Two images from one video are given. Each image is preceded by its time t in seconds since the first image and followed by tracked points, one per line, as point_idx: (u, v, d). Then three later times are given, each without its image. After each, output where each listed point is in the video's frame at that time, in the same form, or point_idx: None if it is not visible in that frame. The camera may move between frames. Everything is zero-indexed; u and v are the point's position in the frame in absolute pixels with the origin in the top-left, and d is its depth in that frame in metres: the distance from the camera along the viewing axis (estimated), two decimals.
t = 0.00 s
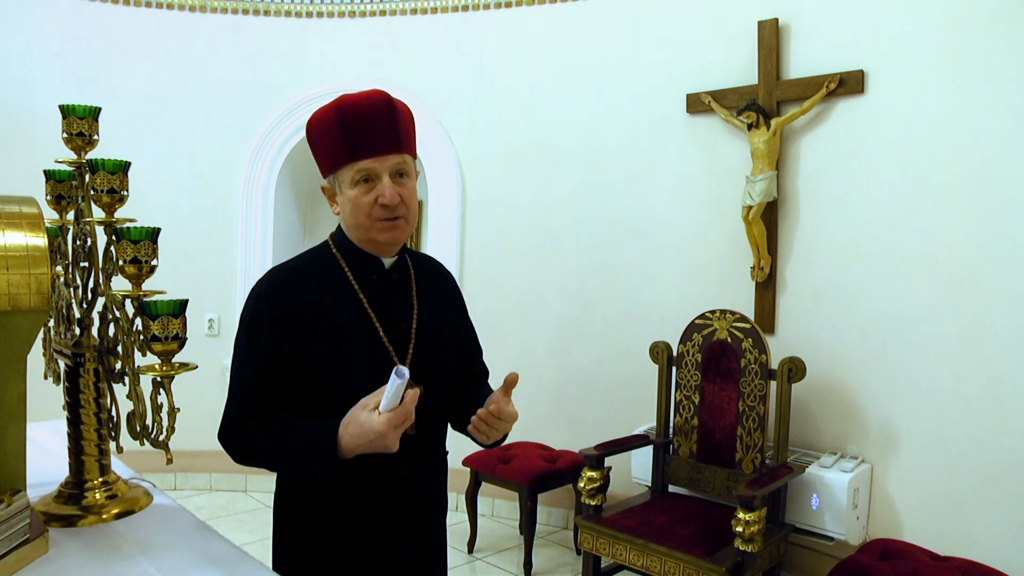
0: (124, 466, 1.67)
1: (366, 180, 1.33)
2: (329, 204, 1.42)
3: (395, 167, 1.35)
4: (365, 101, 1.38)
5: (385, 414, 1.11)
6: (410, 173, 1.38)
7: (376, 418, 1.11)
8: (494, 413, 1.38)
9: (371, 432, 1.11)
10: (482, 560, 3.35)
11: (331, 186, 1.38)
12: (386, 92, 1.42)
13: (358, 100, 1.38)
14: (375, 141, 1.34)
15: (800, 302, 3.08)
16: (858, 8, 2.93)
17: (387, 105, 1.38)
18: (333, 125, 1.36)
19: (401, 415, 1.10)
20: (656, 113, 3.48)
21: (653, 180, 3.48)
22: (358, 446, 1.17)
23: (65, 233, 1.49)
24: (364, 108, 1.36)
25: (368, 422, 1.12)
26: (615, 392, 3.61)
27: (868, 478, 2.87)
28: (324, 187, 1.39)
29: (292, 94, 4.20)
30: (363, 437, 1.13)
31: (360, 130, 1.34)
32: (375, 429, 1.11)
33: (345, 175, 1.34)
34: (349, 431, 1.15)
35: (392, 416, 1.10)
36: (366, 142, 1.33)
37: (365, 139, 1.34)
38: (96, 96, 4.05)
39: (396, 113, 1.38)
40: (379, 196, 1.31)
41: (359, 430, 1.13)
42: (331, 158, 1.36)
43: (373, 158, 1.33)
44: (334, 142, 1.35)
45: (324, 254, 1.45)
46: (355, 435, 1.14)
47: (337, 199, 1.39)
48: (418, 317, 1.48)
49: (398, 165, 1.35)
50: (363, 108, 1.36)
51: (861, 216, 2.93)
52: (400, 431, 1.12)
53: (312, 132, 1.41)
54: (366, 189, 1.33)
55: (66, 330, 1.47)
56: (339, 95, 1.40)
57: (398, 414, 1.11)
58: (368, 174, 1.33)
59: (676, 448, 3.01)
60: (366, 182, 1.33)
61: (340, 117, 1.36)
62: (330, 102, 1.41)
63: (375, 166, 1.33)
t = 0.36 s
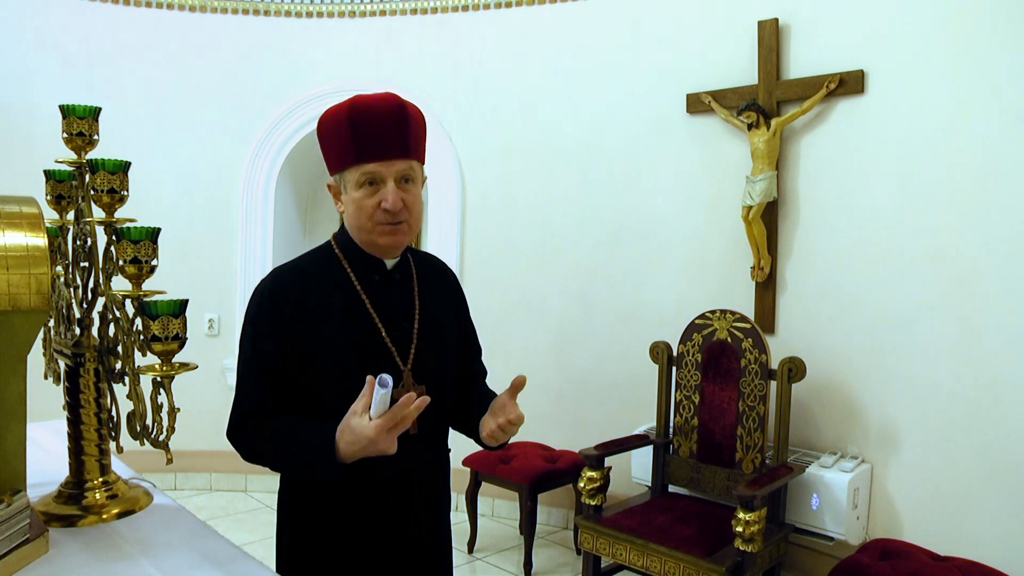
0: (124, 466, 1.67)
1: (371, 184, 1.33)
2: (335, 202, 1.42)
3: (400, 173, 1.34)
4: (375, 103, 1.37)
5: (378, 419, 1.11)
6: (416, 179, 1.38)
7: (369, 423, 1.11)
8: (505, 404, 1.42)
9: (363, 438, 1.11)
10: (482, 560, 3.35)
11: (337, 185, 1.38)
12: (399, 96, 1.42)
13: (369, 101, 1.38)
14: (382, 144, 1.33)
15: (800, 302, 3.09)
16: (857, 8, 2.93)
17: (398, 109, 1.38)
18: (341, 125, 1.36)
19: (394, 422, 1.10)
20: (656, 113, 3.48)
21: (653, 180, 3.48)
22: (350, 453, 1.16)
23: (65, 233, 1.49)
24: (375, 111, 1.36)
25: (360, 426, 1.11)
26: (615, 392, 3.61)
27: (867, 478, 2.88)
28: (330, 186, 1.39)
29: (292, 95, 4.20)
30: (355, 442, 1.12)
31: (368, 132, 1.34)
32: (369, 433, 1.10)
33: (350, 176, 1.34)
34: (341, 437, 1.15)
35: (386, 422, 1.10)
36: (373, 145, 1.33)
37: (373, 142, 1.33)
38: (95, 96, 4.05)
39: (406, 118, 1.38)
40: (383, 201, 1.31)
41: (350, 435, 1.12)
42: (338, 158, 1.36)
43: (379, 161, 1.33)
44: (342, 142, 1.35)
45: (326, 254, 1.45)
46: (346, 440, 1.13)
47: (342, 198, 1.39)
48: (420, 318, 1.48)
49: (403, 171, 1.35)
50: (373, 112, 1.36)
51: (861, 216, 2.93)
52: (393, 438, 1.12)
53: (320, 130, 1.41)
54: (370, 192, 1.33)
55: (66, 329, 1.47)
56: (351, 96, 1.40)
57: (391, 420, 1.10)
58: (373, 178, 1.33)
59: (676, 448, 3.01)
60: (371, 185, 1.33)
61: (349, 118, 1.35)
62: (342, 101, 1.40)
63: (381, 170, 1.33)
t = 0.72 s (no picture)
0: (124, 466, 1.67)
1: (372, 183, 1.33)
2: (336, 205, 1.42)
3: (400, 171, 1.34)
4: (372, 104, 1.37)
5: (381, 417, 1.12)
6: (416, 176, 1.38)
7: (373, 421, 1.12)
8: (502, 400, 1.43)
9: (366, 435, 1.11)
10: (482, 560, 3.35)
11: (338, 189, 1.38)
12: (394, 96, 1.41)
13: (365, 103, 1.37)
14: (381, 145, 1.33)
15: (800, 302, 3.09)
16: (857, 8, 2.93)
17: (394, 110, 1.38)
18: (340, 127, 1.35)
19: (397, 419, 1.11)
20: (656, 113, 3.48)
21: (653, 180, 3.48)
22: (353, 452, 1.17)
23: (65, 233, 1.49)
24: (371, 112, 1.36)
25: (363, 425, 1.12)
26: (615, 392, 3.61)
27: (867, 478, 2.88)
28: (331, 188, 1.39)
29: (292, 95, 4.20)
30: (358, 440, 1.13)
31: (367, 133, 1.34)
32: (372, 430, 1.11)
33: (351, 178, 1.34)
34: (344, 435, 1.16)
35: (389, 419, 1.11)
36: (372, 145, 1.33)
37: (371, 143, 1.33)
38: (95, 96, 4.05)
39: (403, 118, 1.38)
40: (385, 199, 1.31)
41: (354, 434, 1.13)
42: (338, 161, 1.35)
43: (379, 161, 1.33)
44: (341, 145, 1.35)
45: (330, 254, 1.45)
46: (349, 438, 1.14)
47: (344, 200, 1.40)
48: (423, 318, 1.48)
49: (403, 169, 1.35)
50: (371, 113, 1.36)
51: (861, 216, 2.93)
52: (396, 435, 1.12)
53: (318, 134, 1.41)
54: (371, 192, 1.33)
55: (66, 329, 1.47)
56: (347, 99, 1.39)
57: (395, 417, 1.11)
58: (374, 177, 1.33)
59: (676, 448, 3.01)
60: (372, 185, 1.33)
61: (347, 120, 1.35)
62: (338, 105, 1.40)
63: (381, 169, 1.33)
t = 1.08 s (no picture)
0: (124, 466, 1.67)
1: (375, 183, 1.33)
2: (340, 203, 1.42)
3: (404, 173, 1.34)
4: (381, 105, 1.38)
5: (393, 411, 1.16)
6: (419, 179, 1.37)
7: (384, 415, 1.15)
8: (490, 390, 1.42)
9: (379, 428, 1.15)
10: (482, 560, 3.35)
11: (343, 186, 1.38)
12: (403, 99, 1.42)
13: (374, 104, 1.38)
14: (386, 145, 1.33)
15: (800, 302, 3.09)
16: (857, 7, 2.93)
17: (402, 111, 1.38)
18: (348, 126, 1.36)
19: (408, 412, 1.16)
20: (656, 113, 3.48)
21: (653, 180, 3.48)
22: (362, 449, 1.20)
23: (65, 233, 1.49)
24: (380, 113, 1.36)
25: (376, 420, 1.16)
26: (615, 392, 3.61)
27: (867, 477, 2.88)
28: (336, 186, 1.39)
29: (293, 95, 4.20)
30: (370, 434, 1.16)
31: (374, 133, 1.34)
32: (385, 423, 1.15)
33: (355, 176, 1.34)
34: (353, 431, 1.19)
35: (400, 412, 1.15)
36: (378, 145, 1.33)
37: (377, 143, 1.33)
38: (95, 96, 4.05)
39: (410, 120, 1.38)
40: (387, 199, 1.31)
41: (366, 429, 1.17)
42: (344, 158, 1.35)
43: (383, 161, 1.32)
44: (348, 143, 1.35)
45: (333, 254, 1.45)
46: (360, 433, 1.17)
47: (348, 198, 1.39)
48: (426, 317, 1.48)
49: (407, 171, 1.34)
50: (378, 113, 1.36)
51: (861, 216, 2.93)
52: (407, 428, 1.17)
53: (326, 131, 1.41)
54: (374, 191, 1.32)
55: (66, 329, 1.47)
56: (357, 99, 1.40)
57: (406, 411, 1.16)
58: (377, 177, 1.32)
59: (676, 448, 3.01)
60: (375, 184, 1.33)
61: (355, 120, 1.35)
62: (347, 104, 1.41)
63: (385, 169, 1.32)
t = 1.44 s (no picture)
0: (124, 466, 1.67)
1: (406, 180, 1.33)
2: (348, 203, 1.39)
3: (428, 170, 1.36)
4: (396, 103, 1.38)
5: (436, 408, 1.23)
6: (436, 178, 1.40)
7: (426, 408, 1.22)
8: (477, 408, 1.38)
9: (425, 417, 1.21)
10: (482, 560, 3.35)
11: (358, 185, 1.35)
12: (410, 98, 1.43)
13: (389, 101, 1.38)
14: (414, 142, 1.35)
15: (800, 302, 3.08)
16: (857, 7, 2.93)
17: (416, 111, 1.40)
18: (370, 122, 1.34)
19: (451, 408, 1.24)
20: (656, 112, 3.48)
21: (653, 180, 3.48)
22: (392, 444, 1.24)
23: (65, 233, 1.49)
24: (399, 111, 1.36)
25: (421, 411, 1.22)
26: (615, 392, 3.61)
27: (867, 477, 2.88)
28: (351, 184, 1.35)
29: (293, 95, 4.20)
30: (413, 423, 1.21)
31: (398, 131, 1.34)
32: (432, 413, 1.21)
33: (384, 172, 1.32)
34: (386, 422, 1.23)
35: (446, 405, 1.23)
36: (405, 143, 1.34)
37: (405, 140, 1.34)
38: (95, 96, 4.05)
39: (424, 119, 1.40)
40: (421, 196, 1.32)
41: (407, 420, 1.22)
42: (365, 156, 1.33)
43: (414, 159, 1.34)
44: (370, 140, 1.33)
45: (335, 254, 1.45)
46: (400, 426, 1.22)
47: (362, 198, 1.37)
48: (429, 315, 1.49)
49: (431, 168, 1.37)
50: (399, 111, 1.36)
51: (861, 216, 2.93)
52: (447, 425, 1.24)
53: (337, 128, 1.38)
54: (405, 188, 1.32)
55: (66, 329, 1.47)
56: (367, 97, 1.39)
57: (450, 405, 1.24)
58: (409, 174, 1.33)
59: (676, 448, 3.01)
60: (406, 181, 1.33)
61: (375, 117, 1.35)
62: (358, 102, 1.39)
63: (416, 166, 1.34)
